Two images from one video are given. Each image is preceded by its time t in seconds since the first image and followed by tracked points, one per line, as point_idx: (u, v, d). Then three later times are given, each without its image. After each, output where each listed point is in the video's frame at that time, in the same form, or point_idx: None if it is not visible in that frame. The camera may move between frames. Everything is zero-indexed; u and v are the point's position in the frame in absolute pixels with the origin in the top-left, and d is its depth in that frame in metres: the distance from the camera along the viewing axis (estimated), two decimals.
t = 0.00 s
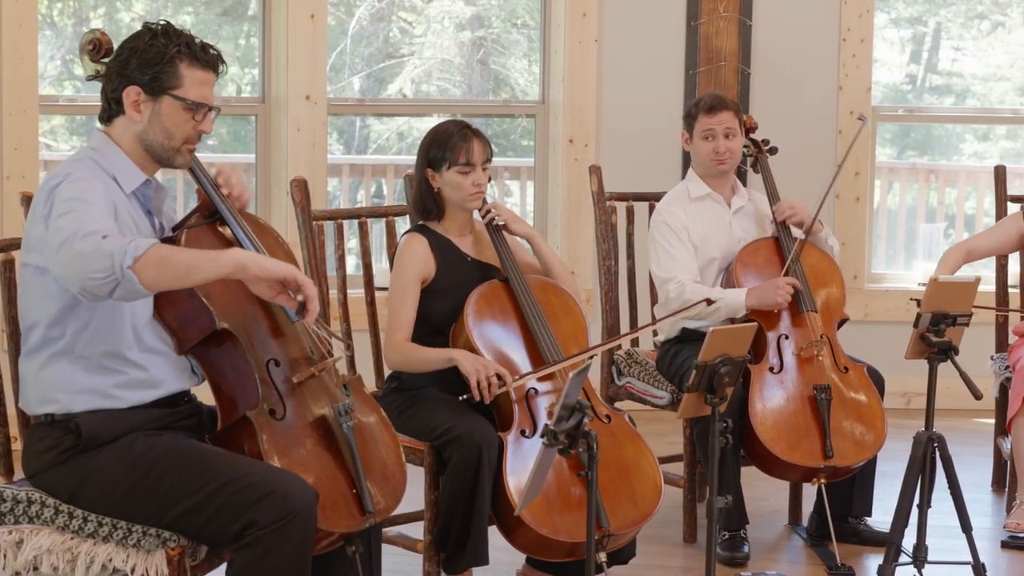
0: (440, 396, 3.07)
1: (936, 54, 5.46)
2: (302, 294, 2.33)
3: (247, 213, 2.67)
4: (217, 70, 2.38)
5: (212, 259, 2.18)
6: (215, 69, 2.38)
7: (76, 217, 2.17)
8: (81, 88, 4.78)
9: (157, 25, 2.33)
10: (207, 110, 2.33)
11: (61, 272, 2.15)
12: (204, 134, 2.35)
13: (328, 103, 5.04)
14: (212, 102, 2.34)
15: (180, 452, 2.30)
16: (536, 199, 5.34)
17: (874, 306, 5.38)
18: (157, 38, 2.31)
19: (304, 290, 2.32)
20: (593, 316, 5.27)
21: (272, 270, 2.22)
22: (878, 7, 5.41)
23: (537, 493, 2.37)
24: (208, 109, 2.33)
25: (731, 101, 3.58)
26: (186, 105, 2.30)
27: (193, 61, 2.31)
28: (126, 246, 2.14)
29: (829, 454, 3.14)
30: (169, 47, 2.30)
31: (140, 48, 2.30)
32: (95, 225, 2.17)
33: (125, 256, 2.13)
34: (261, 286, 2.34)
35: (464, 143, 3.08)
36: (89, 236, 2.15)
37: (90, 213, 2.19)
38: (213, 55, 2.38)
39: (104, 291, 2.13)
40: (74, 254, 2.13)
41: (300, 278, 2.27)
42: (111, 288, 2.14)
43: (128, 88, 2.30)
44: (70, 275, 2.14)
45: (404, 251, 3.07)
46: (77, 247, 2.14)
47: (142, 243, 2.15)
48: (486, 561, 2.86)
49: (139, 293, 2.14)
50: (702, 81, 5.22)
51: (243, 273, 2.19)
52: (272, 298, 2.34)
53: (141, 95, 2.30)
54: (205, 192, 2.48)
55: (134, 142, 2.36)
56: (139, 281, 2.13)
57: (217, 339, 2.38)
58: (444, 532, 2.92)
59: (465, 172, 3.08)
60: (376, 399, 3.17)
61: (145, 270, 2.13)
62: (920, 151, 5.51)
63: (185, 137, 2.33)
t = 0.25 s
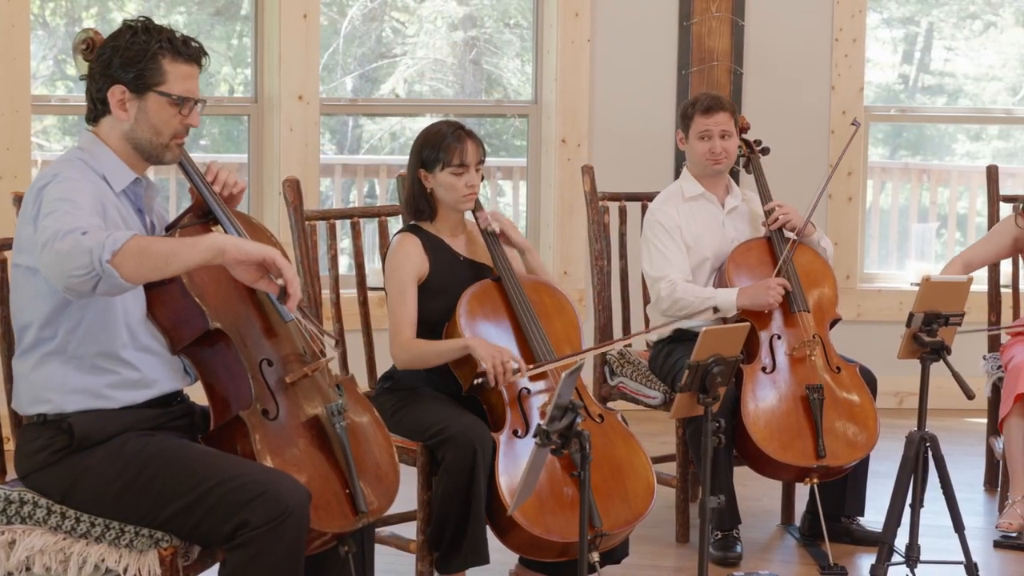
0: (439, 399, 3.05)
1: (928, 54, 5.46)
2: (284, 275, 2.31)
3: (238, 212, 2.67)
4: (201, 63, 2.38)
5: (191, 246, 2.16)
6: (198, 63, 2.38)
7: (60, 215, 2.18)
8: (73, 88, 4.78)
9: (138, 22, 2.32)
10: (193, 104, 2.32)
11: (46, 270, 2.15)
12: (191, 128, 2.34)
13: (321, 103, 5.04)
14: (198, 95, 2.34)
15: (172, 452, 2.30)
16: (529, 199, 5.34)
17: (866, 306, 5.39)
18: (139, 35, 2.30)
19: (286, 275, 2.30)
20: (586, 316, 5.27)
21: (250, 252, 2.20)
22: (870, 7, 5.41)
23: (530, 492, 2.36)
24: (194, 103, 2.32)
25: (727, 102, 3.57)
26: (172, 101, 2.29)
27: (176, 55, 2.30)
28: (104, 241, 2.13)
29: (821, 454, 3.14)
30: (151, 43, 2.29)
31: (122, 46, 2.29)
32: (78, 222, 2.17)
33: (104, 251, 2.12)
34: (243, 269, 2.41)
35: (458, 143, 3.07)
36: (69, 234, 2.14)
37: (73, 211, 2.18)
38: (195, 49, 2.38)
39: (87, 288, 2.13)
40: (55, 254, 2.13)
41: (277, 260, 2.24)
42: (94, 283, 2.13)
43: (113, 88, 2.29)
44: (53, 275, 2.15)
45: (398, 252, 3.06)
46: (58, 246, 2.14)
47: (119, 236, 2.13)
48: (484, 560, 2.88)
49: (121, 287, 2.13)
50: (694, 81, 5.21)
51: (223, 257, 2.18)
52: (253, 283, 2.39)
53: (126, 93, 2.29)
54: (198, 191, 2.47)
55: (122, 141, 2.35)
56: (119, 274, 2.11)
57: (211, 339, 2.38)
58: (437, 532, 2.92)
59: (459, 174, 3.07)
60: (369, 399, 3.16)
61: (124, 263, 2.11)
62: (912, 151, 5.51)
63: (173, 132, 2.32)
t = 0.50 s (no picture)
0: (435, 396, 3.06)
1: (921, 54, 5.47)
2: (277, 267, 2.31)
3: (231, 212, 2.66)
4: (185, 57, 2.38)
5: (187, 242, 2.17)
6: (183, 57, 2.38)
7: (54, 222, 2.17)
8: (65, 88, 4.78)
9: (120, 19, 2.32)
10: (180, 99, 2.32)
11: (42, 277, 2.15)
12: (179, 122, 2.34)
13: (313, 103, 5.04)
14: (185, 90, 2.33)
15: (165, 452, 2.30)
16: (521, 199, 5.34)
17: (859, 306, 5.39)
18: (121, 33, 2.30)
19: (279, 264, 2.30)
20: (579, 316, 5.27)
21: (246, 245, 2.21)
22: (863, 7, 5.42)
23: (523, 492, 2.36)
24: (180, 98, 2.32)
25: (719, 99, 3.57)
26: (158, 97, 2.29)
27: (159, 51, 2.30)
28: (101, 246, 2.13)
29: (814, 453, 3.14)
30: (134, 41, 2.29)
31: (105, 45, 2.29)
32: (73, 228, 2.16)
33: (102, 255, 2.12)
34: (238, 263, 2.32)
35: (456, 144, 3.07)
36: (64, 241, 2.14)
37: (66, 217, 2.18)
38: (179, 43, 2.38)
39: (87, 294, 2.13)
40: (52, 261, 2.13)
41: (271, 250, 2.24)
42: (94, 289, 2.14)
43: (99, 88, 2.29)
44: (51, 282, 2.14)
45: (395, 250, 3.05)
46: (54, 253, 2.13)
47: (117, 240, 2.14)
48: (478, 559, 2.86)
49: (121, 290, 2.14)
50: (687, 81, 5.22)
51: (220, 250, 2.18)
52: (249, 276, 2.31)
53: (113, 92, 2.29)
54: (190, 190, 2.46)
55: (111, 139, 2.35)
56: (121, 278, 2.12)
57: (203, 339, 2.38)
58: (431, 533, 2.91)
59: (457, 174, 3.07)
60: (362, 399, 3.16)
61: (124, 266, 2.12)
62: (905, 151, 5.52)
63: (162, 129, 2.32)
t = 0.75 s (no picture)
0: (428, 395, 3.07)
1: (914, 53, 5.47)
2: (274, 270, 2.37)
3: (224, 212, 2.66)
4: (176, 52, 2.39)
5: (185, 253, 2.17)
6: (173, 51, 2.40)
7: (50, 236, 2.16)
8: (58, 88, 4.78)
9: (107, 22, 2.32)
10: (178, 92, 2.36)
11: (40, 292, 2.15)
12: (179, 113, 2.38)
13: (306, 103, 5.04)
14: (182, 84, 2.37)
15: (158, 452, 2.30)
16: (514, 199, 5.34)
17: (852, 306, 5.39)
18: (116, 36, 2.30)
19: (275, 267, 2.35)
20: (572, 316, 5.27)
21: (242, 251, 2.21)
22: (856, 7, 5.42)
23: (517, 493, 2.36)
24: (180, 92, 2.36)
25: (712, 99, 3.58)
26: (164, 94, 2.32)
27: (156, 48, 2.32)
28: (100, 263, 2.12)
29: (807, 453, 3.14)
30: (132, 43, 2.30)
31: (103, 51, 2.29)
32: (69, 242, 2.16)
33: (102, 272, 2.13)
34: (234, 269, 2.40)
35: (454, 144, 3.06)
36: (62, 258, 2.14)
37: (62, 230, 2.18)
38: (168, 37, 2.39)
39: (89, 310, 2.14)
40: (50, 279, 2.13)
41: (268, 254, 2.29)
42: (95, 305, 2.15)
43: (104, 94, 2.29)
44: (49, 299, 2.14)
45: (388, 249, 3.05)
46: (52, 270, 2.13)
47: (115, 254, 2.14)
48: (474, 560, 2.85)
49: (123, 304, 2.15)
50: (680, 82, 5.21)
51: (217, 258, 2.19)
52: (246, 280, 2.40)
53: (117, 97, 2.30)
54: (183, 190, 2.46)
55: (115, 142, 2.35)
56: (121, 294, 2.14)
57: (196, 338, 2.37)
58: (424, 532, 2.91)
59: (453, 174, 3.06)
60: (355, 399, 3.15)
61: (124, 282, 2.13)
62: (898, 150, 5.52)
63: (167, 124, 2.35)
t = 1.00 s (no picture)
0: (421, 394, 3.06)
1: (907, 53, 5.47)
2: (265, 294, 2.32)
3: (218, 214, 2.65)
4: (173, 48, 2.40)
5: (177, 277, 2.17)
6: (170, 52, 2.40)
7: (45, 254, 2.16)
8: (51, 88, 4.78)
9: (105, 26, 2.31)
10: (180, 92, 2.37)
11: (33, 310, 2.15)
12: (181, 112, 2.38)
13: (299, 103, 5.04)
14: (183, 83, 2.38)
15: (151, 452, 2.30)
16: (508, 199, 5.34)
17: (845, 305, 5.39)
18: (121, 41, 2.30)
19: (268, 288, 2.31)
20: (566, 316, 5.27)
21: (234, 272, 2.21)
22: (849, 7, 5.42)
23: (510, 492, 2.35)
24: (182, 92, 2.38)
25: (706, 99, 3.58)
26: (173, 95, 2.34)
27: (159, 51, 2.33)
28: (94, 288, 2.13)
29: (801, 453, 3.14)
30: (137, 48, 2.30)
31: (110, 58, 2.29)
32: (63, 262, 2.16)
33: (95, 297, 2.13)
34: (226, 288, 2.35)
35: (451, 146, 3.06)
36: (56, 279, 2.14)
37: (56, 247, 2.17)
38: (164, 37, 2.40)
39: (83, 333, 2.16)
40: (44, 302, 2.13)
41: (260, 274, 2.25)
42: (89, 327, 2.16)
43: (115, 101, 2.29)
44: (42, 319, 2.15)
45: (381, 249, 3.04)
46: (46, 294, 2.13)
47: (109, 279, 2.14)
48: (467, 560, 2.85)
49: (118, 325, 2.17)
50: (673, 82, 5.22)
51: (207, 282, 2.18)
52: (237, 301, 2.35)
53: (128, 103, 2.30)
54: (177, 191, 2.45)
55: (121, 144, 2.35)
56: (116, 318, 2.15)
57: (190, 338, 2.36)
58: (418, 533, 2.91)
59: (448, 177, 3.06)
60: (348, 399, 3.15)
61: (118, 307, 2.14)
62: (891, 150, 5.52)
63: (173, 125, 2.36)
